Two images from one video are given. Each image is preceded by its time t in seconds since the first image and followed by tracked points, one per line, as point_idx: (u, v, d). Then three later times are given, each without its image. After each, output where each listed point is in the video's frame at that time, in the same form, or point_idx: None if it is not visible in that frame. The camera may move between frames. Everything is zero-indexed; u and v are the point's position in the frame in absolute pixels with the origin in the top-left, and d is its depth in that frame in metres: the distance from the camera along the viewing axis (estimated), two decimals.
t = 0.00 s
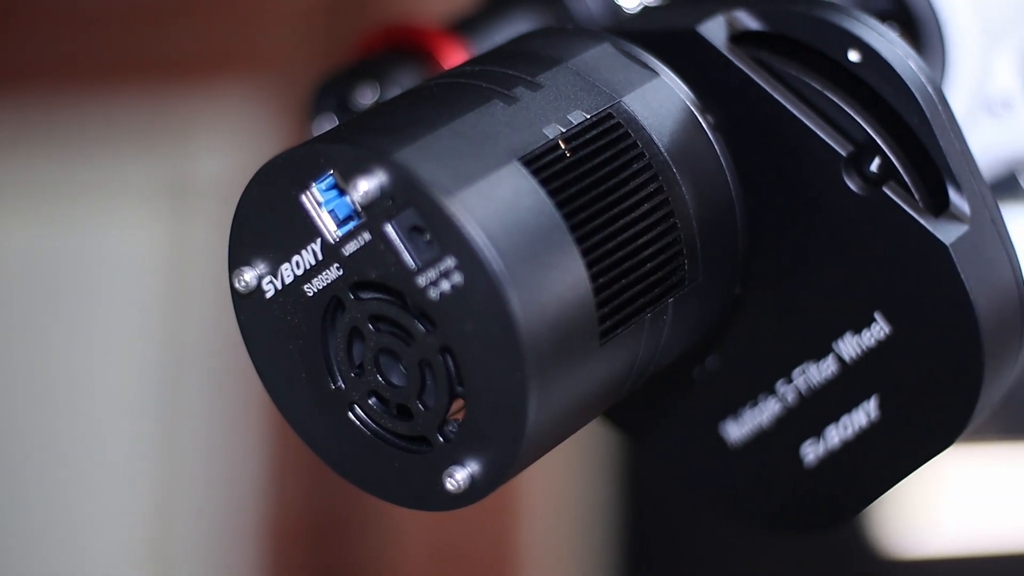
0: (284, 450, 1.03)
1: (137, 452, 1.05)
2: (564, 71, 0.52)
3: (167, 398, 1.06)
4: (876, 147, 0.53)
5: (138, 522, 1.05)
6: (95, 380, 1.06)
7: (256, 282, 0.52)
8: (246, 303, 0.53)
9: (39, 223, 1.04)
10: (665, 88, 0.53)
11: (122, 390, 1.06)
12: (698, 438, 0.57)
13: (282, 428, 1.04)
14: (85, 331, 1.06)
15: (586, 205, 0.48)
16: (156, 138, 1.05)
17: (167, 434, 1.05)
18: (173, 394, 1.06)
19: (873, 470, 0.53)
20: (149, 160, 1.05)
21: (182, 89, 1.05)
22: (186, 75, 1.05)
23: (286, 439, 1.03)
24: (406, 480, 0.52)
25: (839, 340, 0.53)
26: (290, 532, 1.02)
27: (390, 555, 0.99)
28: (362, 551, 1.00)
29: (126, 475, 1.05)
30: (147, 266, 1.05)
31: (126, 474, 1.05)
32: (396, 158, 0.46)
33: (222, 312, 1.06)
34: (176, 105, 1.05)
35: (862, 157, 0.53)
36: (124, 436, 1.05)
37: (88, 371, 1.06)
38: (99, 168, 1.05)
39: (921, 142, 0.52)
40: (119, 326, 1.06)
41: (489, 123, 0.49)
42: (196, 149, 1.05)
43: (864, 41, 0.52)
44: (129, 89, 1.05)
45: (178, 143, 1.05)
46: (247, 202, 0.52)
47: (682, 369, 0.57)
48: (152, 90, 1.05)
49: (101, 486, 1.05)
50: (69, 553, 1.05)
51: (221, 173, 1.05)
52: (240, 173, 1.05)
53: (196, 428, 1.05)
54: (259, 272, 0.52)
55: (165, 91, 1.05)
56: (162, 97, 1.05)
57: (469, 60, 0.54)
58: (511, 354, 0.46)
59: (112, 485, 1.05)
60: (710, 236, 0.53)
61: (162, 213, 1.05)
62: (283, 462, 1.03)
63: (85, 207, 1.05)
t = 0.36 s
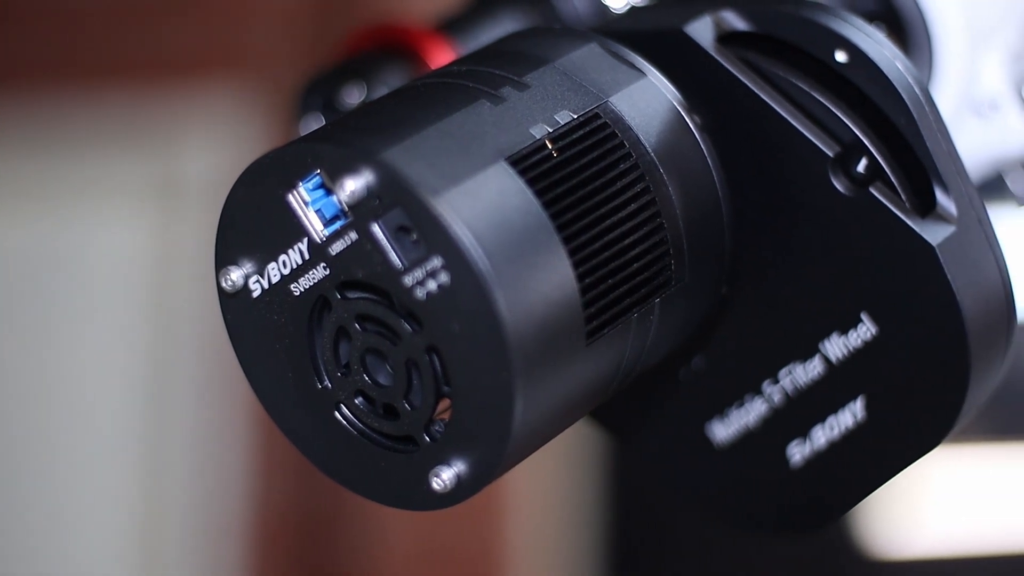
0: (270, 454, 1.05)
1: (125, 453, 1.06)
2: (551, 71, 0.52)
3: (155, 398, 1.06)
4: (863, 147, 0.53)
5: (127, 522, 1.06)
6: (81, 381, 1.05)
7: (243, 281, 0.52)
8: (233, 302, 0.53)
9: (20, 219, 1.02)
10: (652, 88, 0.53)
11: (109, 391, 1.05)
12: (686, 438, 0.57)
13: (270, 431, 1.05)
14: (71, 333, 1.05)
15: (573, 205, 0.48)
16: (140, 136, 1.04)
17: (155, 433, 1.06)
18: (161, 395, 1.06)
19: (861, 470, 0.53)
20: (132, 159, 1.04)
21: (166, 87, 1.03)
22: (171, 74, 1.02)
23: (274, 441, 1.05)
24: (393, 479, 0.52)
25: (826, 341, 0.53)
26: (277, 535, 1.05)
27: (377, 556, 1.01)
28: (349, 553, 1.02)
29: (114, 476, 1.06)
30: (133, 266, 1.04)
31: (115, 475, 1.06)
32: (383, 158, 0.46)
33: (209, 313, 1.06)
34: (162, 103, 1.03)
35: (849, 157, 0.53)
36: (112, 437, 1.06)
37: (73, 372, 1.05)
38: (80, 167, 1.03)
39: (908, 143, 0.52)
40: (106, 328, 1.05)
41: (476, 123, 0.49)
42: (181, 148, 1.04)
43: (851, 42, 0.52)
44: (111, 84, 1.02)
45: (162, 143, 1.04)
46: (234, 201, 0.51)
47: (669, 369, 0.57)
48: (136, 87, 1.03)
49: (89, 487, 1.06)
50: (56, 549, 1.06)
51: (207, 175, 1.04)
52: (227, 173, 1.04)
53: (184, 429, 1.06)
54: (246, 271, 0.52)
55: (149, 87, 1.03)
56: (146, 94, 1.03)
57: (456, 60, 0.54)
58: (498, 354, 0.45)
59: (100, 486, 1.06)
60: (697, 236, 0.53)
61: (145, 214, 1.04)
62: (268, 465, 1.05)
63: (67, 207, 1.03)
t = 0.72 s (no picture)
0: (259, 456, 1.05)
1: (113, 453, 1.06)
2: (539, 72, 0.52)
3: (144, 398, 1.06)
4: (851, 148, 0.53)
5: (116, 522, 1.06)
6: (68, 382, 1.05)
7: (230, 281, 0.52)
8: (220, 302, 0.53)
9: (12, 216, 1.02)
10: (640, 89, 0.53)
11: (96, 392, 1.06)
12: (674, 438, 0.57)
13: (257, 432, 1.05)
14: (59, 334, 1.05)
15: (561, 206, 0.48)
16: (127, 135, 1.03)
17: (144, 433, 1.06)
18: (148, 396, 1.06)
19: (848, 470, 0.53)
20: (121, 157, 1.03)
21: (156, 88, 1.02)
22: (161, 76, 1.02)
23: (262, 445, 1.05)
24: (380, 479, 0.52)
25: (813, 341, 0.53)
26: (263, 536, 1.04)
27: (365, 556, 1.01)
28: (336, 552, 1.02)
29: (101, 476, 1.06)
30: (120, 266, 1.04)
31: (102, 475, 1.06)
32: (371, 158, 0.46)
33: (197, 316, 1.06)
34: (156, 102, 1.02)
35: (836, 158, 0.53)
36: (99, 437, 1.06)
37: (61, 373, 1.05)
38: (68, 166, 1.03)
39: (896, 143, 0.52)
40: (93, 328, 1.05)
41: (464, 123, 0.49)
42: (170, 147, 1.03)
43: (839, 43, 0.52)
44: (105, 84, 1.01)
45: (151, 142, 1.03)
46: (222, 201, 0.51)
47: (656, 370, 0.57)
48: (126, 86, 1.02)
49: (77, 488, 1.06)
50: (43, 547, 1.07)
51: (196, 175, 1.04)
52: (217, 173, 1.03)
53: (173, 430, 1.06)
54: (234, 270, 0.52)
55: (138, 87, 1.02)
56: (135, 92, 1.02)
57: (443, 60, 0.54)
58: (486, 355, 0.45)
59: (88, 487, 1.06)
60: (684, 237, 0.53)
61: (132, 214, 1.04)
62: (258, 466, 1.05)
63: (55, 207, 1.03)
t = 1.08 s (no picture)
0: (243, 456, 1.05)
1: (98, 456, 1.06)
2: (526, 72, 0.52)
3: (130, 399, 1.06)
4: (837, 149, 0.53)
5: (101, 527, 1.06)
6: (49, 386, 1.05)
7: (216, 282, 0.52)
8: (206, 302, 0.53)
9: (12, 217, 1.01)
10: (626, 90, 0.53)
11: (81, 394, 1.05)
12: (661, 440, 0.57)
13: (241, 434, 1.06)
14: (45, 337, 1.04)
15: (548, 206, 0.48)
16: (111, 135, 1.03)
17: (130, 434, 1.06)
18: (134, 397, 1.06)
19: (834, 471, 0.54)
20: (106, 157, 1.03)
21: (145, 87, 1.02)
22: (155, 73, 1.02)
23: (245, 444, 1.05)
24: (365, 480, 0.52)
25: (800, 342, 0.53)
26: (244, 538, 1.05)
27: (353, 556, 1.03)
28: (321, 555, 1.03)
29: (84, 479, 1.05)
30: (106, 266, 1.04)
31: (85, 478, 1.05)
32: (358, 158, 0.46)
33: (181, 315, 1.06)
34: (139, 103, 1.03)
35: (823, 159, 0.53)
36: (83, 440, 1.05)
37: (44, 376, 1.05)
38: (53, 166, 1.02)
39: (883, 145, 0.52)
40: (78, 329, 1.05)
41: (451, 124, 0.49)
42: (156, 147, 1.04)
43: (825, 44, 0.52)
44: (103, 83, 1.01)
45: (137, 142, 1.03)
46: (208, 201, 0.51)
47: (643, 371, 0.57)
48: (123, 85, 1.02)
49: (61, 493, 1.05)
50: (27, 553, 1.05)
51: (182, 175, 1.04)
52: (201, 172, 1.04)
53: (159, 429, 1.06)
54: (220, 271, 0.52)
55: (130, 85, 1.02)
56: (124, 91, 1.02)
57: (430, 60, 0.54)
58: (472, 355, 0.45)
59: (72, 491, 1.05)
60: (670, 238, 0.53)
61: (118, 214, 1.04)
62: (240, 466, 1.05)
63: (41, 207, 1.02)
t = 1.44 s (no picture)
0: (228, 458, 1.06)
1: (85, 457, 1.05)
2: (512, 73, 0.52)
3: (117, 398, 1.06)
4: (822, 151, 0.53)
5: (88, 529, 1.05)
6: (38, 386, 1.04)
7: (202, 282, 0.52)
8: (192, 302, 0.53)
9: (11, 217, 1.01)
10: (612, 91, 0.53)
11: (70, 394, 1.05)
12: (647, 441, 0.57)
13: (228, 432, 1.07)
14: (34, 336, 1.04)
15: (533, 208, 0.48)
16: (99, 135, 1.02)
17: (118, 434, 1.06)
18: (122, 397, 1.06)
19: (820, 472, 0.54)
20: (93, 158, 1.02)
21: (136, 87, 1.02)
22: (154, 73, 1.03)
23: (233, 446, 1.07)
24: (350, 480, 0.51)
25: (784, 344, 0.53)
26: (233, 538, 1.07)
27: (339, 556, 1.06)
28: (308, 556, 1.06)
29: (71, 481, 1.05)
30: (94, 266, 1.04)
31: (71, 480, 1.05)
32: (343, 159, 0.46)
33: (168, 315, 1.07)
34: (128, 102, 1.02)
35: (808, 160, 0.53)
36: (71, 441, 1.05)
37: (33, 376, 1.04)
38: (42, 165, 1.02)
39: (868, 147, 0.52)
40: (67, 329, 1.05)
41: (436, 124, 0.49)
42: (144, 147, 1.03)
43: (810, 45, 0.52)
44: (99, 83, 1.01)
45: (125, 142, 1.03)
46: (193, 202, 0.51)
47: (628, 372, 0.57)
48: (119, 85, 1.02)
49: (48, 495, 1.04)
50: (14, 556, 1.04)
51: (170, 176, 1.04)
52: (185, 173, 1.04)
53: (146, 430, 1.06)
54: (205, 271, 0.52)
55: (124, 84, 1.02)
56: (117, 90, 1.02)
57: (416, 61, 0.54)
58: (456, 356, 0.45)
59: (59, 492, 1.05)
60: (655, 239, 0.53)
61: (106, 215, 1.04)
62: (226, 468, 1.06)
63: (32, 206, 1.02)
